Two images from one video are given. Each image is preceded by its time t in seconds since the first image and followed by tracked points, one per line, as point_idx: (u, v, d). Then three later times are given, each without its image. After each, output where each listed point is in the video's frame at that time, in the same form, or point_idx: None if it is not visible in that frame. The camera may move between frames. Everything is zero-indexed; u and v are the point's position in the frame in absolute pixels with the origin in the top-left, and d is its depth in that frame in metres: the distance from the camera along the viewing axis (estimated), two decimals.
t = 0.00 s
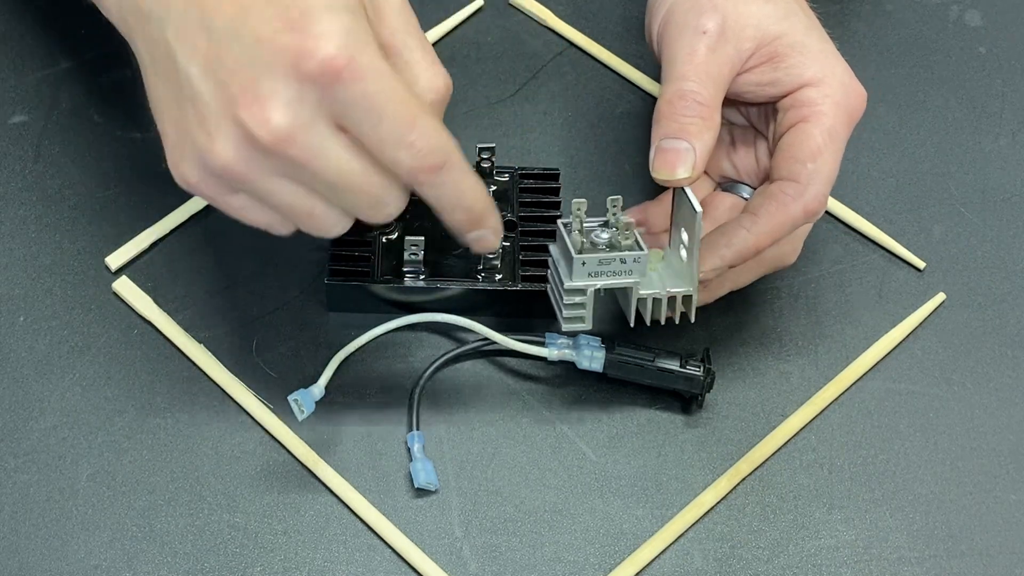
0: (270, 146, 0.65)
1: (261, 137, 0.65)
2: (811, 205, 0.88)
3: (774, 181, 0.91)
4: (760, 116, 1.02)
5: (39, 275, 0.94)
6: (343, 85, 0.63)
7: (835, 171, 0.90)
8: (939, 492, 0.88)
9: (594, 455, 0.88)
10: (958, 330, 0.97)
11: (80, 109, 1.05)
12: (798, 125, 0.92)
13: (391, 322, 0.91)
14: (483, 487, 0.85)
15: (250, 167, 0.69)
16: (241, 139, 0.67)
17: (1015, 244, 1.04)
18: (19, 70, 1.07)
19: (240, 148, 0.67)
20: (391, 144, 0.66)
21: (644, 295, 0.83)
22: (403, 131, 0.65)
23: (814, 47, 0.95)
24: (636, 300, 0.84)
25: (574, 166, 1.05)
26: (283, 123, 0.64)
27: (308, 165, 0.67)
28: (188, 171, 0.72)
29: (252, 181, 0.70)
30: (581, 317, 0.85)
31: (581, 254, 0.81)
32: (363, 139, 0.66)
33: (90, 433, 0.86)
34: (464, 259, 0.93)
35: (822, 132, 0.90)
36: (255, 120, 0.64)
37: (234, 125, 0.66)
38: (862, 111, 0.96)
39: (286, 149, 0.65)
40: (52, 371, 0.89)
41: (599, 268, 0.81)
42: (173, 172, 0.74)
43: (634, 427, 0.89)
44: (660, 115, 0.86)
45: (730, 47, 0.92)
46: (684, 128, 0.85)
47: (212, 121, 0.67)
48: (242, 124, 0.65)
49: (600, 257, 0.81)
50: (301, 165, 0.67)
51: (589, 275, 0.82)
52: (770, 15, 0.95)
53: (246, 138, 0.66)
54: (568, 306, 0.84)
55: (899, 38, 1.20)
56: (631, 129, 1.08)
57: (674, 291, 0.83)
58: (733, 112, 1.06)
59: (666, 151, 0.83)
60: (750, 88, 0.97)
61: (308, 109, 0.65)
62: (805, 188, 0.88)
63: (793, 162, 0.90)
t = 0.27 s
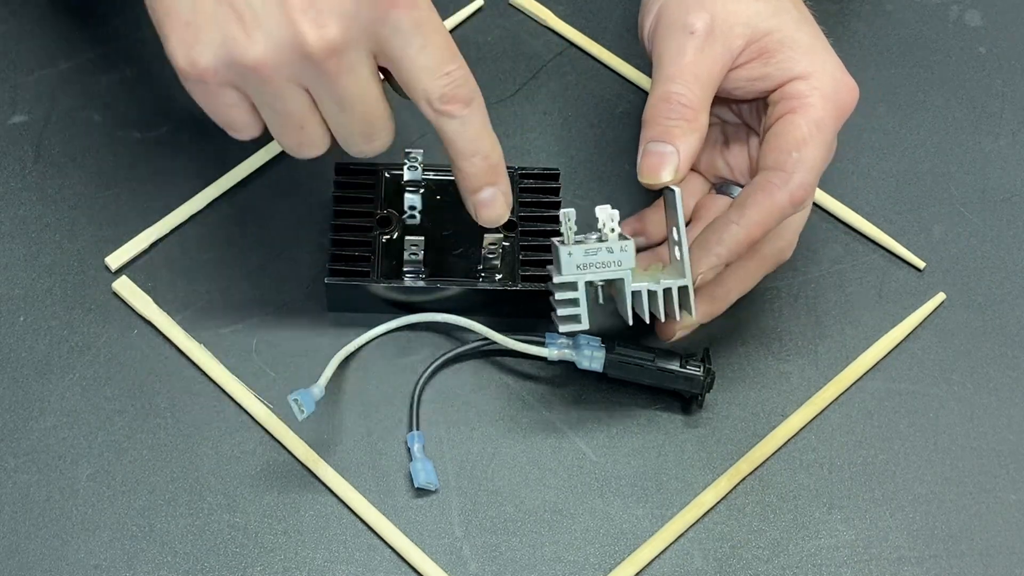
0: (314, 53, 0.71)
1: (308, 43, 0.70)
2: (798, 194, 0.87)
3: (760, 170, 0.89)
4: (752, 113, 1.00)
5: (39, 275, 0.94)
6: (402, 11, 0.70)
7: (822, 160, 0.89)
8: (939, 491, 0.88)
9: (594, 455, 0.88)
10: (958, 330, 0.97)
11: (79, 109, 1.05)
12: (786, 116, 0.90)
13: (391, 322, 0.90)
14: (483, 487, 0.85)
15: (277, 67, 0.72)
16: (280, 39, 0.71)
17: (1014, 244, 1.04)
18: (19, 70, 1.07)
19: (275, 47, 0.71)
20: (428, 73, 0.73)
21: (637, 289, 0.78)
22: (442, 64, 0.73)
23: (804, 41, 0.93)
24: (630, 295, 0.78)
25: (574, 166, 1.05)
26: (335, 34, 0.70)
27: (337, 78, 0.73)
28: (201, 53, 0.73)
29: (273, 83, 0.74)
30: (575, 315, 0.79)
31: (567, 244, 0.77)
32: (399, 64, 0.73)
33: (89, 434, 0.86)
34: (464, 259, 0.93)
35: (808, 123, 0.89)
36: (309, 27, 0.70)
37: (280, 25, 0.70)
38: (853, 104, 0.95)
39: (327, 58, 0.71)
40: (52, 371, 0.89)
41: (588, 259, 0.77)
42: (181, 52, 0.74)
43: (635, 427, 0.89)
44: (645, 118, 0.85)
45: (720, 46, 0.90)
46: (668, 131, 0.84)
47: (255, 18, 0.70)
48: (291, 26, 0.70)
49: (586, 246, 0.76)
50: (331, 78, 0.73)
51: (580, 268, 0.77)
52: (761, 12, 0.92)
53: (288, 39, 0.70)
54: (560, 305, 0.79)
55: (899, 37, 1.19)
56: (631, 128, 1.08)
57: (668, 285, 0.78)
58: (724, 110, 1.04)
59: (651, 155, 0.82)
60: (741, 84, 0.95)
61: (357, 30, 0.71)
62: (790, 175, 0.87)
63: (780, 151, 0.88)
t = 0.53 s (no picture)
0: (352, 47, 0.72)
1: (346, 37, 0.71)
2: (798, 194, 0.86)
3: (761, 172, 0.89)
4: (749, 115, 1.00)
5: (39, 275, 0.94)
6: (437, 13, 0.72)
7: (822, 160, 0.89)
8: (939, 491, 0.88)
9: (595, 455, 0.88)
10: (958, 330, 0.97)
11: (80, 110, 1.05)
12: (784, 117, 0.90)
13: (391, 322, 0.90)
14: (483, 487, 0.85)
15: (310, 59, 0.73)
16: (319, 31, 0.71)
17: (1014, 244, 1.04)
18: (19, 70, 1.07)
19: (313, 38, 0.72)
20: (456, 74, 0.74)
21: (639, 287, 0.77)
22: (471, 67, 0.74)
23: (800, 42, 0.93)
24: (632, 294, 0.77)
25: (574, 167, 1.05)
26: (373, 30, 0.72)
27: (367, 74, 0.74)
28: (236, 36, 0.73)
29: (305, 72, 0.74)
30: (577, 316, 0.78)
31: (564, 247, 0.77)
32: (427, 65, 0.75)
33: (89, 434, 0.86)
34: (464, 259, 0.93)
35: (806, 123, 0.89)
36: (349, 22, 0.71)
37: (320, 17, 0.71)
38: (851, 103, 0.94)
39: (362, 54, 0.72)
40: (52, 371, 0.89)
41: (586, 260, 0.76)
42: (215, 35, 0.73)
43: (635, 427, 0.89)
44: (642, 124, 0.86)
45: (714, 50, 0.90)
46: (663, 136, 0.84)
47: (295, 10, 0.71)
48: (331, 19, 0.71)
49: (583, 247, 0.76)
50: (362, 74, 0.74)
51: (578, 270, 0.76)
52: (754, 14, 0.92)
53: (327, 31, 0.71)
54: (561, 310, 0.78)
55: (900, 38, 1.19)
56: (631, 129, 1.08)
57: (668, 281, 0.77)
58: (721, 112, 1.04)
59: (647, 161, 0.83)
60: (737, 87, 0.95)
61: (393, 29, 0.72)
62: (790, 176, 0.86)
63: (779, 152, 0.88)
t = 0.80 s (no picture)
0: (384, 36, 0.72)
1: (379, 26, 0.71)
2: (797, 194, 0.86)
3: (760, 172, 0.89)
4: (746, 115, 1.00)
5: (39, 275, 0.94)
6: (465, 3, 0.73)
7: (821, 160, 0.89)
8: (939, 491, 0.88)
9: (595, 455, 0.88)
10: (958, 330, 0.97)
11: (80, 109, 1.05)
12: (781, 118, 0.90)
13: (391, 322, 0.90)
14: (483, 487, 0.85)
15: (342, 47, 0.73)
16: (352, 19, 0.72)
17: (1014, 244, 1.04)
18: (19, 70, 1.07)
19: (347, 27, 0.72)
20: (484, 63, 0.74)
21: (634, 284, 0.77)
22: (498, 55, 0.74)
23: (797, 42, 0.93)
24: (627, 291, 0.77)
25: (574, 166, 1.05)
26: (405, 19, 0.72)
27: (398, 63, 0.74)
28: (270, 24, 0.72)
29: (338, 61, 0.74)
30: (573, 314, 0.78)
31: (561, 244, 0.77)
32: (455, 54, 0.75)
33: (89, 434, 0.86)
34: (464, 259, 0.93)
35: (804, 123, 0.89)
36: (382, 11, 0.71)
37: (353, 6, 0.71)
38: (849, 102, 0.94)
39: (394, 42, 0.72)
40: (52, 371, 0.89)
41: (582, 257, 0.76)
42: (249, 23, 0.73)
43: (635, 427, 0.89)
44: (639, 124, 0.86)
45: (711, 50, 0.90)
46: (659, 136, 0.84)
47: None
48: (365, 8, 0.71)
49: (579, 244, 0.76)
50: (394, 62, 0.74)
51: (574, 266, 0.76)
52: (751, 14, 0.92)
53: (361, 19, 0.72)
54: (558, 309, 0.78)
55: (900, 38, 1.19)
56: (631, 128, 1.08)
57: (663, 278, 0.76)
58: (718, 111, 1.03)
59: (644, 161, 0.82)
60: (734, 87, 0.95)
61: (424, 18, 0.73)
62: (789, 177, 0.86)
63: (777, 153, 0.88)
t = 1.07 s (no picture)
0: (383, 38, 0.72)
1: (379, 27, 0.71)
2: (793, 195, 0.86)
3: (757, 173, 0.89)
4: (743, 115, 1.00)
5: (39, 275, 0.94)
6: (465, 4, 0.73)
7: (817, 161, 0.89)
8: (939, 491, 0.88)
9: (594, 455, 0.88)
10: (958, 330, 0.97)
11: (80, 109, 1.05)
12: (778, 118, 0.90)
13: (391, 322, 0.90)
14: (483, 487, 0.85)
15: (342, 49, 0.73)
16: (352, 21, 0.72)
17: (1015, 244, 1.04)
18: (19, 70, 1.07)
19: (346, 29, 0.72)
20: (484, 64, 0.74)
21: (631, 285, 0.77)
22: (498, 57, 0.74)
23: (795, 43, 0.92)
24: (623, 292, 0.77)
25: (574, 166, 1.05)
26: (405, 20, 0.72)
27: (397, 64, 0.74)
28: (269, 27, 0.72)
29: (337, 63, 0.74)
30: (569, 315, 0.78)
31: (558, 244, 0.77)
32: (455, 56, 0.75)
33: (89, 434, 0.86)
34: (464, 259, 0.93)
35: (801, 124, 0.89)
36: (382, 13, 0.71)
37: (353, 8, 0.71)
38: (846, 103, 0.94)
39: (394, 44, 0.72)
40: (52, 371, 0.89)
41: (579, 257, 0.76)
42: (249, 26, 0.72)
43: (634, 427, 0.89)
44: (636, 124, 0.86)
45: (709, 50, 0.90)
46: (657, 136, 0.84)
47: None
48: (364, 10, 0.71)
49: (576, 243, 0.76)
50: (394, 64, 0.74)
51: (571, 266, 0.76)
52: (749, 14, 0.92)
53: (360, 21, 0.72)
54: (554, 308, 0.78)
55: (900, 37, 1.19)
56: (631, 128, 1.08)
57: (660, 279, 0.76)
58: (715, 111, 1.03)
59: (641, 162, 0.83)
60: (732, 87, 0.95)
61: (423, 19, 0.73)
62: (786, 178, 0.87)
63: (774, 153, 0.88)
